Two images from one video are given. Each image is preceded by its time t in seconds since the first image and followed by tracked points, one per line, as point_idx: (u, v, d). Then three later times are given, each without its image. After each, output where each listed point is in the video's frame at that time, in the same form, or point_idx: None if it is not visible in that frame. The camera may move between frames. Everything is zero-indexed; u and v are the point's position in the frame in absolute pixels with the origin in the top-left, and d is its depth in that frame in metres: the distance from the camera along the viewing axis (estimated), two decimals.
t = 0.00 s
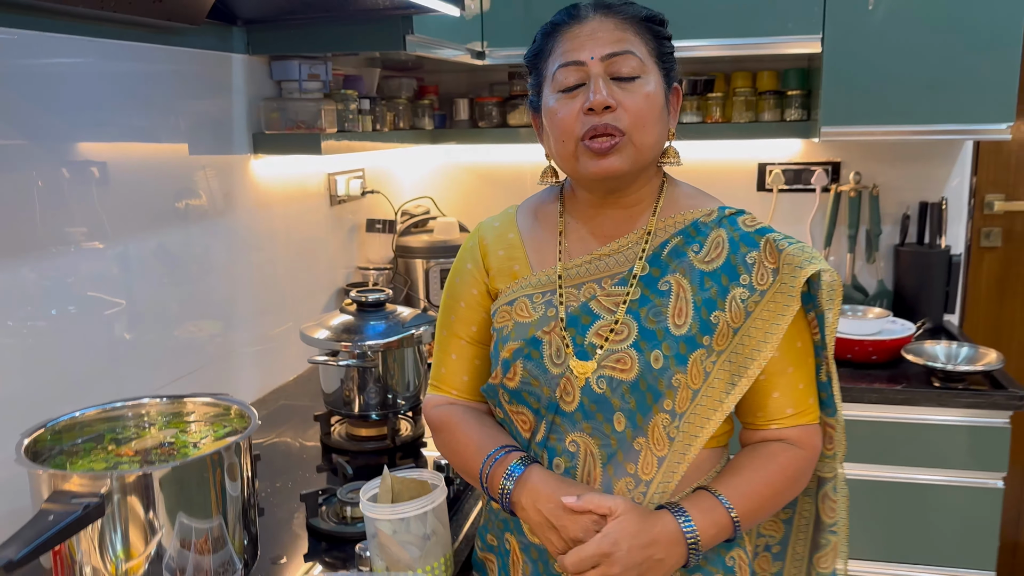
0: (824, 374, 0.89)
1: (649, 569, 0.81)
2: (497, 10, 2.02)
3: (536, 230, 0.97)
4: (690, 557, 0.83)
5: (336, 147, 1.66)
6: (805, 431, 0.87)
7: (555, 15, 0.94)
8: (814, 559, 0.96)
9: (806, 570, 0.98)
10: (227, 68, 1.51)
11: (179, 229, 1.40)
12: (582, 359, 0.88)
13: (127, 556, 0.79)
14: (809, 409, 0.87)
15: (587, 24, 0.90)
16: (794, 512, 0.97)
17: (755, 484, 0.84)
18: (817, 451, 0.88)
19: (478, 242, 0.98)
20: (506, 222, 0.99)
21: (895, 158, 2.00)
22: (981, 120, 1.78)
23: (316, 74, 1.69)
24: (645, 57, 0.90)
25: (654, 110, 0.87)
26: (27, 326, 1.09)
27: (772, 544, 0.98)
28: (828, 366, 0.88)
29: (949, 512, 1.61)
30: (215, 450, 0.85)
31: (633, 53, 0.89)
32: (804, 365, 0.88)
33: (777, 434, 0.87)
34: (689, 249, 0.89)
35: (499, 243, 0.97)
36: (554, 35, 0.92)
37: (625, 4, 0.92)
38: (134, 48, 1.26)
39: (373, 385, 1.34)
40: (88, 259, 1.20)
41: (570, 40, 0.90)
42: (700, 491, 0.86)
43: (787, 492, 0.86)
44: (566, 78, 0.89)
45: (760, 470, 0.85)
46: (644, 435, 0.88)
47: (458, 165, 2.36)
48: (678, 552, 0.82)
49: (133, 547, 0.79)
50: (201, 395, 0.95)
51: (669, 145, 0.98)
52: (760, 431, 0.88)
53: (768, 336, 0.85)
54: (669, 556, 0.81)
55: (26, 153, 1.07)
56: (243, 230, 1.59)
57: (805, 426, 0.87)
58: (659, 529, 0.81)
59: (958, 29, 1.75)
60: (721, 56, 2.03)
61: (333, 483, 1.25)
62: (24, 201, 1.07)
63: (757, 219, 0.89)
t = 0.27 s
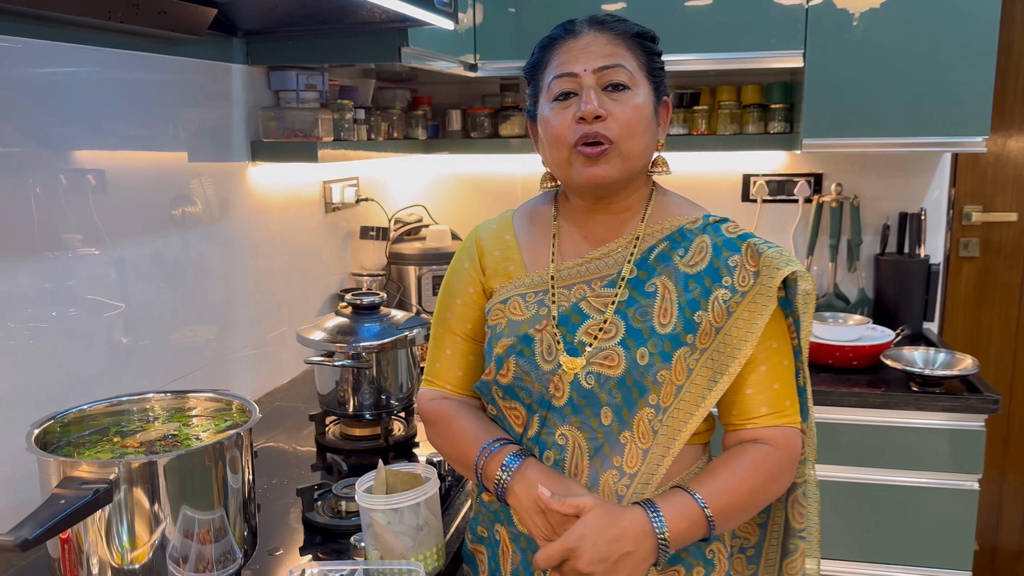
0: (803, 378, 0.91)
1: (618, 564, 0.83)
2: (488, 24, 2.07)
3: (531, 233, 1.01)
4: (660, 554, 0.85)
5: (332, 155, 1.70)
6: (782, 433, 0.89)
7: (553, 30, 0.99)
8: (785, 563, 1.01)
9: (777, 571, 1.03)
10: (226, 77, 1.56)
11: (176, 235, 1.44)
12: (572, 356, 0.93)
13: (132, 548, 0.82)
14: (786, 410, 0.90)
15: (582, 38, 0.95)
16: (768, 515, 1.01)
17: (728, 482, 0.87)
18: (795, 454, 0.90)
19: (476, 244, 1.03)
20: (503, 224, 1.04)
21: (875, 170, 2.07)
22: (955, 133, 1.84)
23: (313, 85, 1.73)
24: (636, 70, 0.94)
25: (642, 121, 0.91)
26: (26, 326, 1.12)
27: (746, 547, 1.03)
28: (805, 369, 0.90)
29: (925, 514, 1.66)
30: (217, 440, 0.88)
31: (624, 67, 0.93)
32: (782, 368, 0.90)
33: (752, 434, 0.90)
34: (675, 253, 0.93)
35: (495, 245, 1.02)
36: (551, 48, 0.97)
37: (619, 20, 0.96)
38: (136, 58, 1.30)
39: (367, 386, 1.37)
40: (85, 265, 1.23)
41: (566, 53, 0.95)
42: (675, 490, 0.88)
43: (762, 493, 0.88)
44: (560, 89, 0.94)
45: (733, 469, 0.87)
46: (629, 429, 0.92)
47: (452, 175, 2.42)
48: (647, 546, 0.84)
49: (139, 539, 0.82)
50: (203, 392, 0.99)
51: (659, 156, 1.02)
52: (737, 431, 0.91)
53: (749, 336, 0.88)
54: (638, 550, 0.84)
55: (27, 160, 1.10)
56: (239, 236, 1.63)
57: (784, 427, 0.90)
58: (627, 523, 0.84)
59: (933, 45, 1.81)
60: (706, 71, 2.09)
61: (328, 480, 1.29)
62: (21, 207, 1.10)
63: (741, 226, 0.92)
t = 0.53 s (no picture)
0: (773, 372, 0.96)
1: (593, 561, 0.87)
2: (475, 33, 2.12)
3: (508, 233, 1.05)
4: (633, 549, 0.87)
5: (321, 158, 1.74)
6: (754, 425, 0.92)
7: (528, 38, 1.01)
8: (753, 561, 1.04)
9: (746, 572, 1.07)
10: (216, 82, 1.59)
11: (167, 236, 1.47)
12: (545, 350, 0.96)
13: (118, 536, 0.84)
14: (757, 403, 0.93)
15: (555, 47, 0.97)
16: (737, 514, 1.06)
17: (703, 477, 0.89)
18: (767, 447, 0.93)
19: (456, 244, 1.06)
20: (482, 225, 1.07)
21: (854, 177, 2.11)
22: (929, 140, 1.89)
23: (302, 90, 1.76)
24: (608, 79, 0.97)
25: (613, 128, 0.95)
26: (18, 325, 1.15)
27: (716, 546, 1.09)
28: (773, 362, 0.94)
29: (900, 513, 1.69)
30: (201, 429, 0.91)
31: (596, 76, 0.95)
32: (751, 361, 0.94)
33: (724, 428, 0.93)
34: (646, 253, 0.96)
35: (474, 245, 1.05)
36: (525, 56, 0.99)
37: (592, 29, 0.99)
38: (129, 63, 1.33)
39: (352, 384, 1.41)
40: (78, 266, 1.26)
41: (540, 61, 0.97)
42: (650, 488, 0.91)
43: (735, 486, 0.90)
44: (534, 96, 0.97)
45: (707, 464, 0.90)
46: (600, 421, 0.95)
47: (440, 180, 2.45)
48: (621, 543, 0.87)
49: (125, 529, 0.85)
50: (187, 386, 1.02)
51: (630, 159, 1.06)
52: (710, 424, 0.93)
53: (716, 331, 0.92)
54: (612, 548, 0.87)
55: (22, 163, 1.14)
56: (229, 237, 1.67)
57: (756, 420, 0.93)
58: (599, 526, 0.86)
59: (906, 55, 1.86)
60: (689, 79, 2.14)
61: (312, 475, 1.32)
62: (14, 208, 1.13)
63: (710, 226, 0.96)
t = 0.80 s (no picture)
0: (749, 368, 1.01)
1: (563, 542, 0.90)
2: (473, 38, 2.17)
3: (493, 232, 1.08)
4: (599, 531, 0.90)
5: (319, 160, 1.78)
6: (724, 422, 0.96)
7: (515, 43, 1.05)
8: (728, 559, 1.08)
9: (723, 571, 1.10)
10: (218, 86, 1.64)
11: (171, 236, 1.52)
12: (525, 345, 0.99)
13: (114, 519, 0.88)
14: (729, 401, 0.97)
15: (538, 54, 1.01)
16: (715, 512, 1.10)
17: (670, 467, 0.93)
18: (736, 443, 0.96)
19: (441, 243, 1.10)
20: (468, 224, 1.11)
21: (845, 180, 2.15)
22: (916, 143, 1.93)
23: (302, 94, 1.81)
24: (589, 86, 1.00)
25: (591, 134, 0.98)
26: (25, 322, 1.19)
27: (694, 542, 1.12)
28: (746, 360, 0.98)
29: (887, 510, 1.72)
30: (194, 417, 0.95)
31: (576, 83, 0.99)
32: (725, 361, 0.98)
33: (696, 424, 0.96)
34: (624, 253, 1.00)
35: (460, 243, 1.09)
36: (510, 61, 1.03)
37: (576, 36, 1.02)
38: (134, 67, 1.38)
39: (346, 379, 1.45)
40: (85, 266, 1.31)
41: (524, 66, 1.01)
42: (619, 473, 0.94)
43: (701, 478, 0.94)
44: (516, 101, 1.00)
45: (676, 454, 0.93)
46: (576, 415, 0.98)
47: (439, 183, 2.50)
48: (588, 525, 0.90)
49: (121, 514, 0.89)
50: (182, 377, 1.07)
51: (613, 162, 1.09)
52: (682, 420, 0.97)
53: (691, 329, 0.96)
54: (580, 529, 0.90)
55: (31, 165, 1.18)
56: (231, 237, 1.71)
57: (724, 417, 0.96)
58: (567, 505, 0.89)
59: (893, 61, 1.91)
60: (682, 84, 2.19)
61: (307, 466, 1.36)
62: (24, 208, 1.18)
63: (687, 229, 1.01)
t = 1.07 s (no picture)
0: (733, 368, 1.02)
1: (545, 534, 0.91)
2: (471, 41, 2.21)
3: (480, 231, 1.09)
4: (579, 526, 0.93)
5: (316, 160, 1.81)
6: (703, 422, 0.99)
7: (501, 41, 1.03)
8: (715, 555, 1.09)
9: (707, 570, 1.11)
10: (216, 88, 1.67)
11: (173, 234, 1.55)
12: (506, 343, 1.00)
13: (108, 506, 0.91)
14: (708, 403, 0.99)
15: (514, 57, 0.99)
16: (700, 510, 1.11)
17: (650, 465, 0.95)
18: (713, 442, 0.99)
19: (430, 240, 1.12)
20: (456, 222, 1.12)
21: (834, 182, 2.23)
22: (905, 145, 1.96)
23: (299, 96, 1.85)
24: (562, 90, 0.97)
25: (560, 142, 0.96)
26: (29, 317, 1.23)
27: (679, 540, 1.13)
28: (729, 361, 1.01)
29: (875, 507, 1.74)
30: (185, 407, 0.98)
31: (547, 88, 0.97)
32: (706, 363, 1.00)
33: (678, 424, 0.99)
34: (608, 254, 1.01)
35: (447, 241, 1.11)
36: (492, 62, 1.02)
37: (558, 36, 0.99)
38: (133, 69, 1.41)
39: (339, 375, 1.48)
40: (88, 264, 1.34)
41: (502, 68, 0.99)
42: (601, 469, 0.97)
43: (681, 476, 0.97)
44: (492, 103, 1.00)
45: (655, 453, 0.96)
46: (554, 412, 1.00)
47: (437, 184, 2.53)
48: (570, 520, 0.92)
49: (115, 501, 0.91)
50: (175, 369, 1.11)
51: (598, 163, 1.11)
52: (663, 419, 1.00)
53: (670, 332, 0.98)
54: (562, 524, 0.92)
55: (36, 164, 1.22)
56: (231, 235, 1.75)
57: (704, 417, 0.99)
58: (554, 500, 0.91)
59: (883, 64, 1.95)
60: (676, 87, 2.23)
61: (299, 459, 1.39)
62: (31, 206, 1.21)
63: (672, 232, 1.01)
